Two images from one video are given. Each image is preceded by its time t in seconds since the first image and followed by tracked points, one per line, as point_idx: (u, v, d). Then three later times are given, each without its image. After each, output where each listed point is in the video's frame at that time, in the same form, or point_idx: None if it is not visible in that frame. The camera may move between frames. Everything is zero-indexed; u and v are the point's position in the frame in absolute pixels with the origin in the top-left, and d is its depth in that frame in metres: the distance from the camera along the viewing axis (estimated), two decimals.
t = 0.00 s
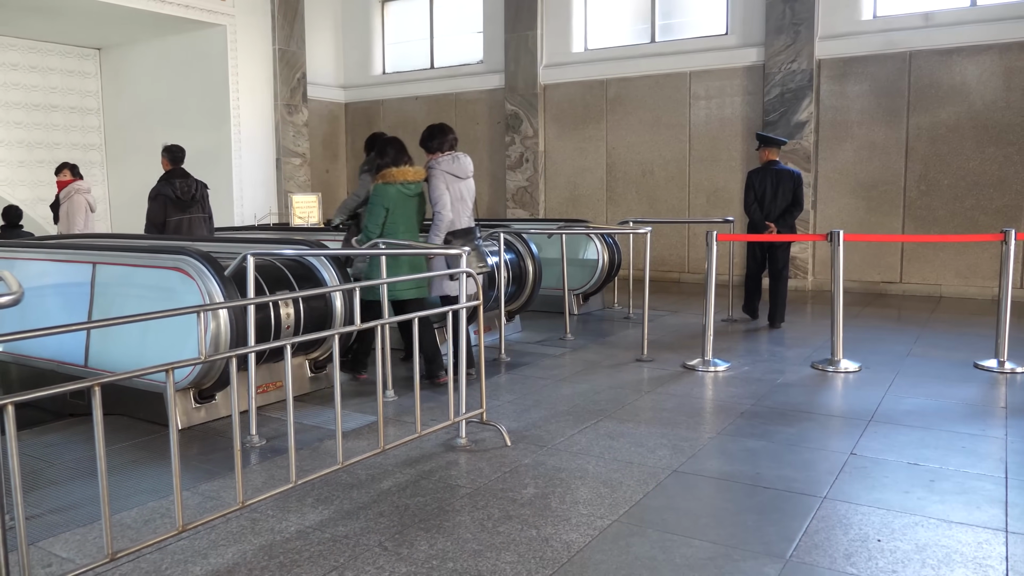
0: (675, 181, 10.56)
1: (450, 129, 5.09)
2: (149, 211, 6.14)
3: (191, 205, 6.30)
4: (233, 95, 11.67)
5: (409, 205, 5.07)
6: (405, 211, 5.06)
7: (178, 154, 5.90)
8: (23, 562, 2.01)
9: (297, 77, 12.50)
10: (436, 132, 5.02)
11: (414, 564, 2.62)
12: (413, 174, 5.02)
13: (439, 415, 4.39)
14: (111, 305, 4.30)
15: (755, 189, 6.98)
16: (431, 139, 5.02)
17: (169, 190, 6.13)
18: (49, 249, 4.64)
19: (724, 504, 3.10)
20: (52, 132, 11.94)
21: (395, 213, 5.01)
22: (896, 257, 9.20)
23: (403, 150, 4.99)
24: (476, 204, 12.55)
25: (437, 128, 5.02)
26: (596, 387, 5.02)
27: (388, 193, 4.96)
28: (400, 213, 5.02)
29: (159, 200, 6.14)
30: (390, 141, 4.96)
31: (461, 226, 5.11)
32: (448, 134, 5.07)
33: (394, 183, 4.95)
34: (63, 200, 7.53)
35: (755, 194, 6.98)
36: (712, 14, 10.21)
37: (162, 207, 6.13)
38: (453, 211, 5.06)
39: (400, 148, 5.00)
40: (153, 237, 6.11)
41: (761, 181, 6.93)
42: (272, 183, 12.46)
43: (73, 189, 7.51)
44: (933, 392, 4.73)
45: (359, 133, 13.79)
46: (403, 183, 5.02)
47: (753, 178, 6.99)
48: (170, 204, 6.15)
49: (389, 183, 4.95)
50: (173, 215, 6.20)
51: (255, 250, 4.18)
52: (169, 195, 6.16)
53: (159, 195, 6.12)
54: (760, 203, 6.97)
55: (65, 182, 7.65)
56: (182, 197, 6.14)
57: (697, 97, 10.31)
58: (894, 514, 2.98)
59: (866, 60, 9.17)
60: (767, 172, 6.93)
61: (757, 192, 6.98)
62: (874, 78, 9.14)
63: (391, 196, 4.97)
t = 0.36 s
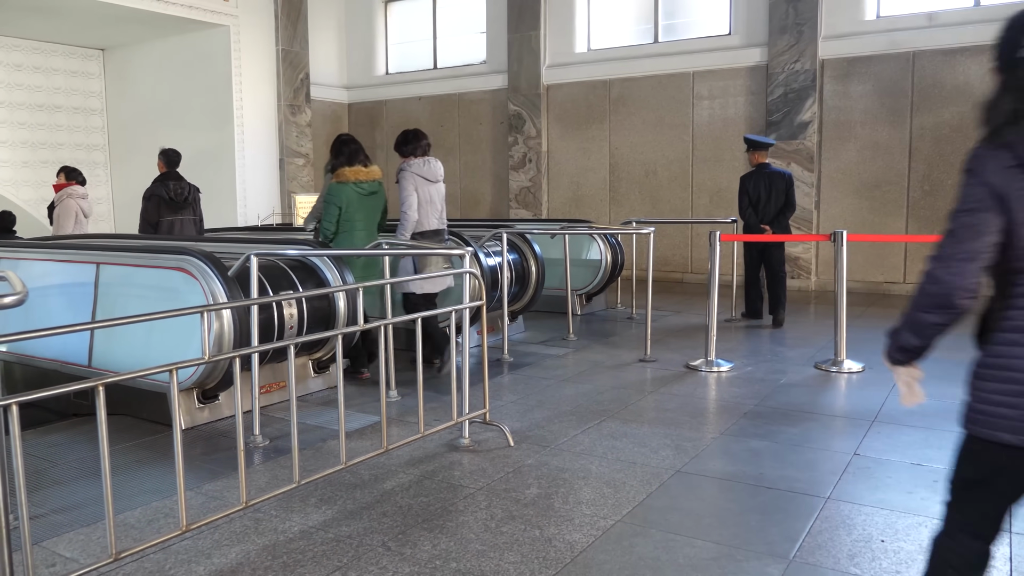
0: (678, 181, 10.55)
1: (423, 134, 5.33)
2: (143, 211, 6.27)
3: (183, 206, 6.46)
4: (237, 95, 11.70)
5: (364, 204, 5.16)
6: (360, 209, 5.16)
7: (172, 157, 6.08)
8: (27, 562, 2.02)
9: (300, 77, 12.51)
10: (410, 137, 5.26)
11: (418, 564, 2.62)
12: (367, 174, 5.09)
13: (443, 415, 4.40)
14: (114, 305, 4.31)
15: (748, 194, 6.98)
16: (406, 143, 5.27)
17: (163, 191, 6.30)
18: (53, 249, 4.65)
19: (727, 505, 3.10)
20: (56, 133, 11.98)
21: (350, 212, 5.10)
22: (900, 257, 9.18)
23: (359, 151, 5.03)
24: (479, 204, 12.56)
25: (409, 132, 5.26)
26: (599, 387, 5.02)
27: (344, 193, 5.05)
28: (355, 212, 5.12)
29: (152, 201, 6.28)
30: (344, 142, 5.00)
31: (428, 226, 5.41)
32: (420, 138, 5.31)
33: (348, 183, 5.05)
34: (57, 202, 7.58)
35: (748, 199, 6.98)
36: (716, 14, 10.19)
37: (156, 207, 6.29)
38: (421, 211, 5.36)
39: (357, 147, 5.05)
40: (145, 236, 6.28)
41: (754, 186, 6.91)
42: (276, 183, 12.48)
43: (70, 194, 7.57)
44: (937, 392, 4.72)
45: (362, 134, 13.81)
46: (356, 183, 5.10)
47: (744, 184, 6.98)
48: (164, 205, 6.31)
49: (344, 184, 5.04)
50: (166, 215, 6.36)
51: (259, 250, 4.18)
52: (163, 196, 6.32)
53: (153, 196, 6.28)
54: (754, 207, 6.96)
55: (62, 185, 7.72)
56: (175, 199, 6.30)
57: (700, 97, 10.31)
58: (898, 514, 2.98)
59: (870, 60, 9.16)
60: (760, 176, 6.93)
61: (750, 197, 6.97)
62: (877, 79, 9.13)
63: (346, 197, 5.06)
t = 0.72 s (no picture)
0: (680, 182, 10.54)
1: (388, 137, 5.47)
2: (126, 210, 6.47)
3: (167, 207, 6.67)
4: (239, 95, 11.70)
5: (332, 207, 5.43)
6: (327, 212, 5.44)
7: (157, 159, 6.34)
8: (28, 562, 2.01)
9: (302, 77, 12.52)
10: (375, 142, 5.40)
11: (419, 564, 2.62)
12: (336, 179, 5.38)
13: (444, 415, 4.40)
14: (116, 305, 4.31)
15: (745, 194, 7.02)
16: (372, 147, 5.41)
17: (147, 192, 6.52)
18: (54, 249, 4.66)
19: (729, 505, 3.09)
20: (58, 133, 11.99)
21: (319, 215, 5.36)
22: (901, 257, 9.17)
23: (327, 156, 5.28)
24: (481, 204, 12.56)
25: (375, 136, 5.41)
26: (600, 387, 5.02)
27: (314, 197, 5.32)
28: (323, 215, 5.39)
29: (136, 200, 6.49)
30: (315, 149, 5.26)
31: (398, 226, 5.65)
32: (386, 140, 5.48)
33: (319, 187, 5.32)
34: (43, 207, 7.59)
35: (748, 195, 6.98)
36: (718, 14, 10.19)
37: (139, 208, 6.50)
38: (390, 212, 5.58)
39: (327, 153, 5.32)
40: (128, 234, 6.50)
41: (758, 184, 6.94)
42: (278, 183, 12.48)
43: (55, 199, 7.53)
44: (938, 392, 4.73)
45: (364, 134, 13.82)
46: (326, 187, 5.36)
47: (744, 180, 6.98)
48: (147, 205, 6.51)
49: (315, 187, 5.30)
50: (149, 215, 6.57)
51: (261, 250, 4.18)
52: (146, 197, 6.54)
53: (137, 197, 6.50)
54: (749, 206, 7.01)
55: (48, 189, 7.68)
56: (158, 199, 6.53)
57: (702, 97, 10.31)
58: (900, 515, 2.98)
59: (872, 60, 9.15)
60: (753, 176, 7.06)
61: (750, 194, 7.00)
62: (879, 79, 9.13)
63: (316, 200, 5.33)
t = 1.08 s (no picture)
0: (681, 182, 10.54)
1: (356, 136, 5.47)
2: (108, 214, 6.74)
3: (150, 210, 6.92)
4: (240, 95, 11.71)
5: (301, 203, 5.59)
6: (296, 209, 5.58)
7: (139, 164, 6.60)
8: (30, 561, 2.01)
9: (303, 77, 12.53)
10: (340, 141, 5.43)
11: (420, 564, 2.62)
12: (304, 176, 5.56)
13: (446, 415, 4.39)
14: (117, 305, 4.32)
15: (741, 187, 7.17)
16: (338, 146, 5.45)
17: (129, 195, 6.77)
18: (56, 249, 4.66)
19: (730, 505, 3.09)
20: (59, 133, 12.01)
21: (288, 210, 5.52)
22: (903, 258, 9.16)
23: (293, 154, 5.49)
24: (482, 204, 12.56)
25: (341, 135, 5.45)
26: (601, 387, 5.01)
27: (282, 193, 5.50)
28: (292, 211, 5.53)
29: (118, 203, 6.76)
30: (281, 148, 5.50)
31: (360, 225, 5.58)
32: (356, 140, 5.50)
33: (286, 184, 5.50)
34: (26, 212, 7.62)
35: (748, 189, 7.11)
36: (719, 14, 10.18)
37: (120, 210, 6.76)
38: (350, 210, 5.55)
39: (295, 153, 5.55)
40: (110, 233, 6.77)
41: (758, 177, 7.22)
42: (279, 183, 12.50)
43: (34, 204, 7.50)
44: (939, 392, 4.73)
45: (365, 134, 13.82)
46: (294, 184, 5.55)
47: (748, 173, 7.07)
48: (128, 207, 6.77)
49: (282, 184, 5.49)
50: (131, 218, 6.82)
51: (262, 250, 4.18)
52: (128, 200, 6.80)
53: (118, 200, 6.77)
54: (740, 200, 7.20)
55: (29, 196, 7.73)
56: (138, 202, 6.77)
57: (703, 97, 10.30)
58: (901, 515, 2.97)
59: (873, 60, 9.14)
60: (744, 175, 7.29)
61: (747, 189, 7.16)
62: (880, 79, 9.12)
63: (283, 197, 5.50)
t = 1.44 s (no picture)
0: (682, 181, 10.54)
1: (328, 143, 5.75)
2: (91, 217, 6.81)
3: (133, 213, 6.99)
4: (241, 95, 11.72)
5: (258, 210, 5.58)
6: (257, 216, 5.60)
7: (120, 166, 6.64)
8: (31, 561, 2.01)
9: (304, 77, 12.52)
10: (315, 148, 5.71)
11: (420, 564, 2.62)
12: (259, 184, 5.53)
13: (446, 415, 4.39)
14: (118, 305, 4.32)
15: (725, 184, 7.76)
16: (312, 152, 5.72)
17: (111, 199, 6.83)
18: (57, 249, 4.66)
19: (730, 505, 3.09)
20: (60, 133, 12.01)
21: (247, 220, 5.56)
22: (904, 257, 9.15)
23: (246, 163, 5.47)
24: (483, 204, 12.56)
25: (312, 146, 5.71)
26: (602, 387, 5.01)
27: (238, 202, 5.54)
28: (250, 220, 5.55)
29: (101, 207, 6.82)
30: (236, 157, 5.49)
31: (331, 228, 5.87)
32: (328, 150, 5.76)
33: (240, 193, 5.52)
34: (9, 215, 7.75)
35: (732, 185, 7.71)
36: (719, 14, 10.18)
37: (103, 214, 6.83)
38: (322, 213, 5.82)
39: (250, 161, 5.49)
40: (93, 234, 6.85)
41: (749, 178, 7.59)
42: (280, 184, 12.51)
43: (15, 208, 7.66)
44: (939, 392, 4.73)
45: (365, 134, 13.82)
46: (250, 192, 5.55)
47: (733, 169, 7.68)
48: (111, 211, 6.85)
49: (237, 194, 5.52)
50: (114, 222, 6.89)
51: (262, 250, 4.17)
52: (111, 204, 6.85)
53: (101, 203, 6.83)
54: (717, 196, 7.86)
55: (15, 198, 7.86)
56: (121, 206, 6.83)
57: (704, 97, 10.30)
58: (901, 515, 2.97)
59: (874, 60, 9.14)
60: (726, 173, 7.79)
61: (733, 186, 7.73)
62: (881, 79, 9.11)
63: (239, 206, 5.54)
